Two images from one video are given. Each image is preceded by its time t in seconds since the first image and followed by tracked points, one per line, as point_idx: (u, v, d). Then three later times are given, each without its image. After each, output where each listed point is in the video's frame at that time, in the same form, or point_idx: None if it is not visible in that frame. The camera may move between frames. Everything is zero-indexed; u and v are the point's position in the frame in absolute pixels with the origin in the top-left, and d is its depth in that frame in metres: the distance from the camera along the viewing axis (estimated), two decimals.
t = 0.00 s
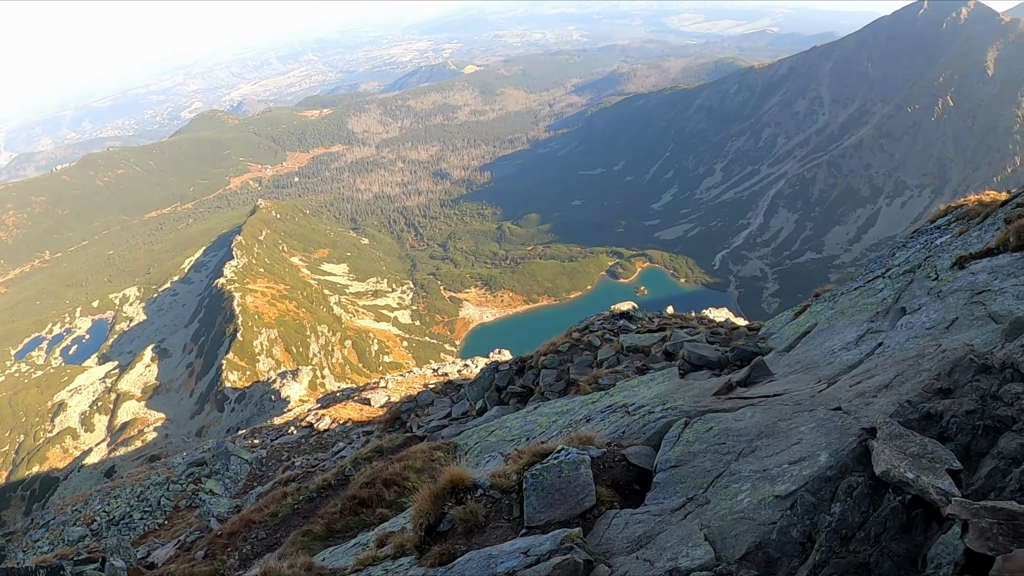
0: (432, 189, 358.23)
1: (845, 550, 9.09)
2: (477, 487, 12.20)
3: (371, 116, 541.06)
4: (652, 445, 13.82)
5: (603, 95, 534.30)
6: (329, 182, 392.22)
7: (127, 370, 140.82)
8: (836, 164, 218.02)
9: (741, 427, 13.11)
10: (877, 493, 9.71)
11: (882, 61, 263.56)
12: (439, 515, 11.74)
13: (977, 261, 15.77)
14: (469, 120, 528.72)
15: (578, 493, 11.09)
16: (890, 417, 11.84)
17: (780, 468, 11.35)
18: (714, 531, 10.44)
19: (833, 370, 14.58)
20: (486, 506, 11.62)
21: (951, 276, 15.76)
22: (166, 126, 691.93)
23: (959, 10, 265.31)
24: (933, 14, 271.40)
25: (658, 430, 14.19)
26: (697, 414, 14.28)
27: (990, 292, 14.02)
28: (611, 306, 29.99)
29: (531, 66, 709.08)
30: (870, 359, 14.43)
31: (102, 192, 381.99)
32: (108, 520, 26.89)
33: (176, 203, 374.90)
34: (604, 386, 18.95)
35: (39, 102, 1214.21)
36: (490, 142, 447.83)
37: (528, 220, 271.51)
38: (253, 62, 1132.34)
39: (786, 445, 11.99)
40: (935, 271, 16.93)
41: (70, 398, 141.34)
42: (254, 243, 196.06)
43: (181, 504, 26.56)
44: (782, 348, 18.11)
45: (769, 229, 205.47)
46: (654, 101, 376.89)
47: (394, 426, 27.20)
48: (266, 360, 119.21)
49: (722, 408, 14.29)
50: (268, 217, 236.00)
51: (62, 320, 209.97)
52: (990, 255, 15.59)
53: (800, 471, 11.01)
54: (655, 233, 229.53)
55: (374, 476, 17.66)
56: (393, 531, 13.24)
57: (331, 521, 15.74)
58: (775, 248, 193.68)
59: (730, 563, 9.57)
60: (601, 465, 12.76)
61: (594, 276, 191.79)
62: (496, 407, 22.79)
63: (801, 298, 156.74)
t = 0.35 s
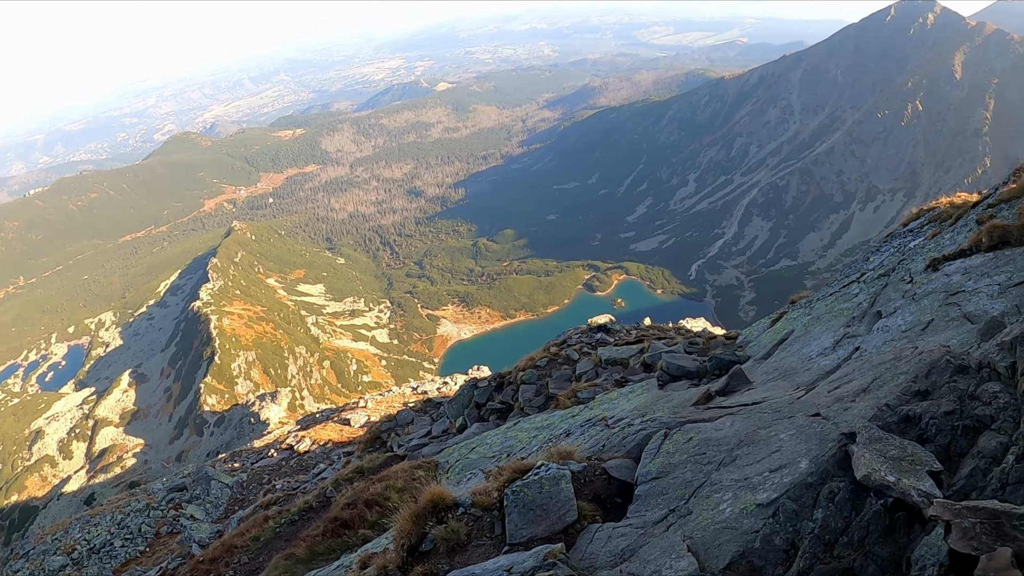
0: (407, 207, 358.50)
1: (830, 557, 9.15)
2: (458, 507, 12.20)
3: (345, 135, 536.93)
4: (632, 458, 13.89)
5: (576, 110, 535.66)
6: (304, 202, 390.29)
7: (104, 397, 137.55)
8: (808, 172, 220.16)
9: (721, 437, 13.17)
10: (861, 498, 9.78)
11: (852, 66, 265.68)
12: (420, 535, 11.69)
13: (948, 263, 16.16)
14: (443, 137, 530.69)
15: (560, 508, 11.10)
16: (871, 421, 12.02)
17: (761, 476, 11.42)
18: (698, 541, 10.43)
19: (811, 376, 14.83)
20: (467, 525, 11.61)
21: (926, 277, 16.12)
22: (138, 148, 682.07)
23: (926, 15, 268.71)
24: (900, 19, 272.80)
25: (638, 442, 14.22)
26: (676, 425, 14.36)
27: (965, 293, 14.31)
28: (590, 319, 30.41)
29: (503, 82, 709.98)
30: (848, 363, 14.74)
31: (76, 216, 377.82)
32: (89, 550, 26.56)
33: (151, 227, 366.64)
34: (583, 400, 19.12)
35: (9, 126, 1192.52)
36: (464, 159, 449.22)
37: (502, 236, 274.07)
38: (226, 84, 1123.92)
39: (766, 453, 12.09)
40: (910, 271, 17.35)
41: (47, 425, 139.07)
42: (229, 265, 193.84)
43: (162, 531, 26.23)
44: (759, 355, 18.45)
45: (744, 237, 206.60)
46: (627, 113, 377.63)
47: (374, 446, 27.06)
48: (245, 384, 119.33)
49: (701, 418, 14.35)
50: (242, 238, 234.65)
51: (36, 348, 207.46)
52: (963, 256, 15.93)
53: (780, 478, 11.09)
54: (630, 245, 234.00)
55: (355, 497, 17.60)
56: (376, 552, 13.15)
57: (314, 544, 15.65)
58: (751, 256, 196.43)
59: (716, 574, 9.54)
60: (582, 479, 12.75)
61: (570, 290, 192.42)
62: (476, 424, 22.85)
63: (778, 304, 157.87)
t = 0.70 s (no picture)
0: (385, 229, 357.65)
1: (818, 566, 9.20)
2: (444, 529, 12.18)
3: (320, 159, 534.85)
4: (616, 473, 14.00)
5: (551, 127, 537.99)
6: (281, 227, 387.33)
7: (85, 428, 136.55)
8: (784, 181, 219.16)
9: (704, 449, 13.32)
10: (845, 503, 9.88)
11: (822, 78, 268.47)
12: (408, 559, 11.63)
13: (926, 265, 16.59)
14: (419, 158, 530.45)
15: (546, 528, 11.15)
16: (854, 427, 12.20)
17: (746, 487, 11.51)
18: (686, 555, 10.45)
19: (793, 384, 15.17)
20: (455, 546, 11.58)
21: (904, 282, 16.60)
22: (113, 177, 675.48)
23: (893, 23, 268.98)
24: (867, 30, 274.97)
25: (622, 458, 14.38)
26: (660, 438, 14.47)
27: (942, 295, 14.75)
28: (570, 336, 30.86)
29: (477, 102, 712.36)
30: (829, 369, 15.17)
31: (54, 246, 374.25)
32: None
33: (127, 256, 359.61)
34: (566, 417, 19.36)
35: None
36: (441, 179, 449.14)
37: (481, 255, 274.49)
38: (201, 113, 1117.98)
39: (751, 463, 12.21)
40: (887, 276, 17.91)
41: (28, 458, 136.95)
42: (208, 291, 193.07)
43: (147, 562, 25.61)
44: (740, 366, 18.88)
45: (721, 248, 205.93)
46: (601, 129, 379.11)
47: (359, 470, 27.02)
48: (227, 412, 117.30)
49: (684, 430, 14.53)
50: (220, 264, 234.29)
51: (14, 381, 205.28)
52: (938, 259, 16.39)
53: (764, 489, 11.20)
54: (608, 260, 235.16)
55: (341, 522, 17.49)
56: None
57: (301, 571, 15.49)
58: (728, 268, 195.25)
59: None
60: (567, 497, 12.79)
61: (551, 307, 191.50)
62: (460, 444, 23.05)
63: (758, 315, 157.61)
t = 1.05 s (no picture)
0: (361, 262, 356.07)
1: None
2: (429, 560, 12.14)
3: (294, 193, 532.25)
4: (600, 499, 14.11)
5: (524, 154, 541.33)
6: (256, 262, 383.71)
7: (63, 469, 134.40)
8: (756, 201, 220.27)
9: (686, 472, 13.50)
10: (830, 519, 10.13)
11: (790, 96, 267.76)
12: None
13: (900, 279, 17.53)
14: (393, 189, 529.77)
15: (531, 555, 11.09)
16: (836, 442, 12.55)
17: (729, 507, 11.67)
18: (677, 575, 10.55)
19: (775, 403, 15.76)
20: None
21: (880, 295, 17.43)
22: (86, 216, 665.35)
23: (859, 40, 266.83)
24: (834, 47, 273.03)
25: (605, 483, 14.53)
26: (643, 463, 14.65)
27: (918, 307, 15.56)
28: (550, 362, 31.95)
29: (450, 131, 715.36)
30: (808, 387, 15.84)
31: (26, 284, 367.03)
32: None
33: (102, 293, 351.66)
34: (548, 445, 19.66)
35: None
36: (415, 210, 447.73)
37: (457, 285, 274.54)
38: (172, 149, 1109.05)
39: (735, 482, 12.38)
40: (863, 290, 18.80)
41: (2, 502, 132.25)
42: (184, 328, 191.92)
43: None
44: (720, 387, 19.52)
45: (697, 269, 209.43)
46: (573, 156, 381.86)
47: (341, 504, 26.72)
48: (206, 449, 117.73)
49: (666, 453, 14.81)
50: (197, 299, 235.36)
51: None
52: (912, 272, 17.37)
53: (749, 508, 11.34)
54: (584, 286, 236.38)
55: (326, 557, 17.26)
56: None
57: None
58: (705, 288, 197.71)
59: None
60: (551, 524, 12.80)
61: (528, 334, 192.55)
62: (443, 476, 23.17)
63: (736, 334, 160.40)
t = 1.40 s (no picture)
0: (336, 291, 354.15)
1: None
2: None
3: (267, 223, 527.20)
4: (580, 522, 14.40)
5: (496, 179, 543.69)
6: (231, 292, 379.96)
7: (39, 506, 132.07)
8: (728, 220, 223.06)
9: (665, 492, 13.81)
10: (811, 533, 10.48)
11: (759, 116, 270.96)
12: None
13: (872, 291, 18.57)
14: (366, 217, 528.91)
15: None
16: (813, 456, 13.09)
17: (709, 525, 11.96)
18: None
19: (752, 420, 16.47)
20: None
21: (853, 308, 18.48)
22: (54, 250, 650.73)
23: (824, 58, 272.18)
24: (800, 66, 278.48)
25: (586, 507, 14.78)
26: (622, 485, 14.95)
27: (891, 318, 16.56)
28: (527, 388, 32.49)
29: (422, 160, 717.69)
30: (785, 403, 16.57)
31: None
32: None
33: (75, 327, 343.93)
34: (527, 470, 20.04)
35: None
36: (389, 238, 446.57)
37: (432, 312, 274.37)
38: (142, 184, 1094.86)
39: (715, 501, 12.70)
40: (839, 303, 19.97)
41: None
42: (159, 361, 188.64)
43: None
44: (697, 407, 20.22)
45: (671, 289, 210.58)
46: (546, 180, 383.62)
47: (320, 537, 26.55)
48: (184, 483, 115.14)
49: (645, 474, 15.17)
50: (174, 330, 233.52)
51: None
52: (886, 284, 18.35)
53: (730, 525, 11.63)
54: (560, 309, 235.69)
55: None
56: None
57: None
58: (681, 307, 198.43)
59: None
60: (531, 550, 12.96)
61: (505, 360, 192.56)
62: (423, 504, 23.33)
63: (712, 351, 160.84)
